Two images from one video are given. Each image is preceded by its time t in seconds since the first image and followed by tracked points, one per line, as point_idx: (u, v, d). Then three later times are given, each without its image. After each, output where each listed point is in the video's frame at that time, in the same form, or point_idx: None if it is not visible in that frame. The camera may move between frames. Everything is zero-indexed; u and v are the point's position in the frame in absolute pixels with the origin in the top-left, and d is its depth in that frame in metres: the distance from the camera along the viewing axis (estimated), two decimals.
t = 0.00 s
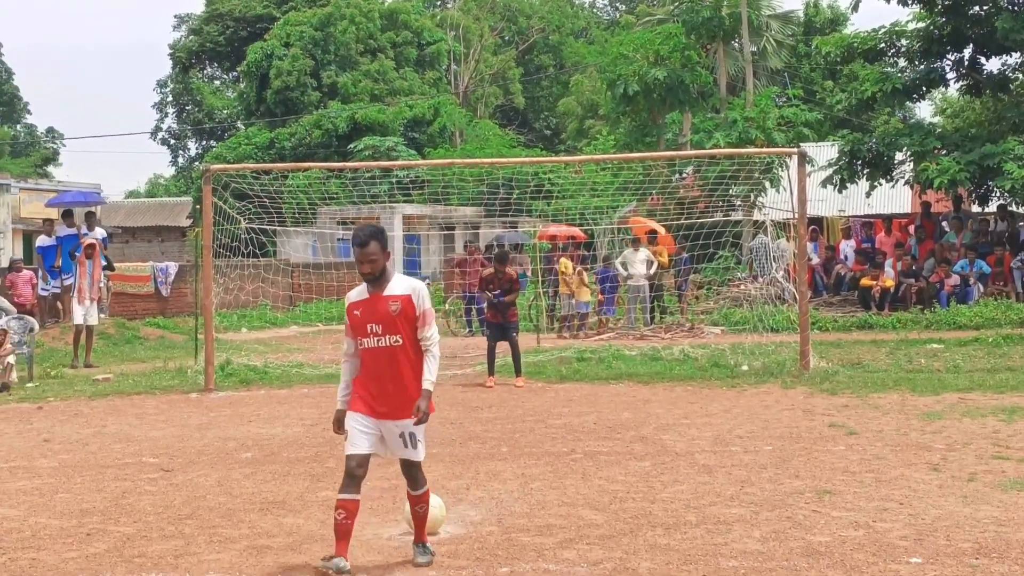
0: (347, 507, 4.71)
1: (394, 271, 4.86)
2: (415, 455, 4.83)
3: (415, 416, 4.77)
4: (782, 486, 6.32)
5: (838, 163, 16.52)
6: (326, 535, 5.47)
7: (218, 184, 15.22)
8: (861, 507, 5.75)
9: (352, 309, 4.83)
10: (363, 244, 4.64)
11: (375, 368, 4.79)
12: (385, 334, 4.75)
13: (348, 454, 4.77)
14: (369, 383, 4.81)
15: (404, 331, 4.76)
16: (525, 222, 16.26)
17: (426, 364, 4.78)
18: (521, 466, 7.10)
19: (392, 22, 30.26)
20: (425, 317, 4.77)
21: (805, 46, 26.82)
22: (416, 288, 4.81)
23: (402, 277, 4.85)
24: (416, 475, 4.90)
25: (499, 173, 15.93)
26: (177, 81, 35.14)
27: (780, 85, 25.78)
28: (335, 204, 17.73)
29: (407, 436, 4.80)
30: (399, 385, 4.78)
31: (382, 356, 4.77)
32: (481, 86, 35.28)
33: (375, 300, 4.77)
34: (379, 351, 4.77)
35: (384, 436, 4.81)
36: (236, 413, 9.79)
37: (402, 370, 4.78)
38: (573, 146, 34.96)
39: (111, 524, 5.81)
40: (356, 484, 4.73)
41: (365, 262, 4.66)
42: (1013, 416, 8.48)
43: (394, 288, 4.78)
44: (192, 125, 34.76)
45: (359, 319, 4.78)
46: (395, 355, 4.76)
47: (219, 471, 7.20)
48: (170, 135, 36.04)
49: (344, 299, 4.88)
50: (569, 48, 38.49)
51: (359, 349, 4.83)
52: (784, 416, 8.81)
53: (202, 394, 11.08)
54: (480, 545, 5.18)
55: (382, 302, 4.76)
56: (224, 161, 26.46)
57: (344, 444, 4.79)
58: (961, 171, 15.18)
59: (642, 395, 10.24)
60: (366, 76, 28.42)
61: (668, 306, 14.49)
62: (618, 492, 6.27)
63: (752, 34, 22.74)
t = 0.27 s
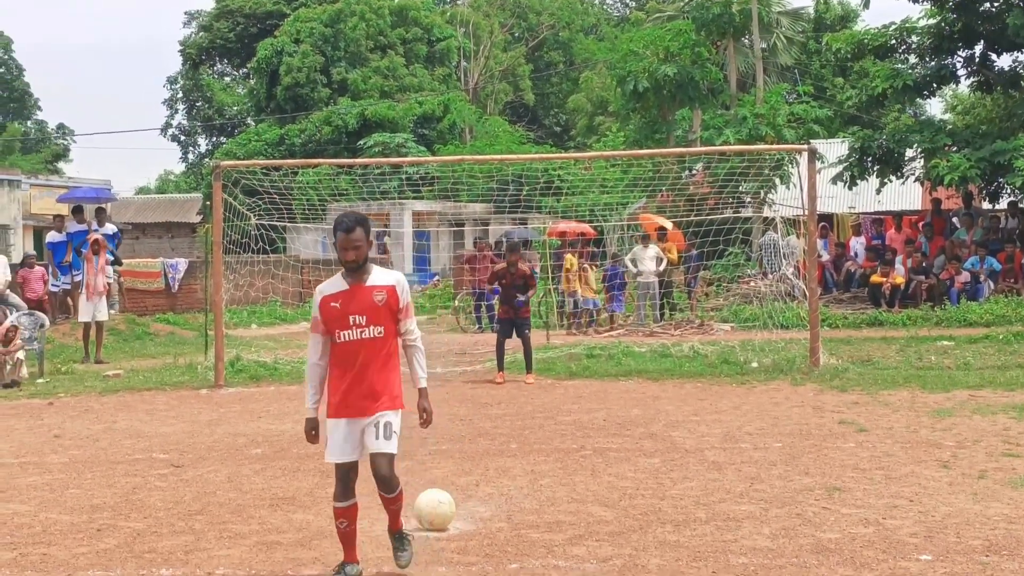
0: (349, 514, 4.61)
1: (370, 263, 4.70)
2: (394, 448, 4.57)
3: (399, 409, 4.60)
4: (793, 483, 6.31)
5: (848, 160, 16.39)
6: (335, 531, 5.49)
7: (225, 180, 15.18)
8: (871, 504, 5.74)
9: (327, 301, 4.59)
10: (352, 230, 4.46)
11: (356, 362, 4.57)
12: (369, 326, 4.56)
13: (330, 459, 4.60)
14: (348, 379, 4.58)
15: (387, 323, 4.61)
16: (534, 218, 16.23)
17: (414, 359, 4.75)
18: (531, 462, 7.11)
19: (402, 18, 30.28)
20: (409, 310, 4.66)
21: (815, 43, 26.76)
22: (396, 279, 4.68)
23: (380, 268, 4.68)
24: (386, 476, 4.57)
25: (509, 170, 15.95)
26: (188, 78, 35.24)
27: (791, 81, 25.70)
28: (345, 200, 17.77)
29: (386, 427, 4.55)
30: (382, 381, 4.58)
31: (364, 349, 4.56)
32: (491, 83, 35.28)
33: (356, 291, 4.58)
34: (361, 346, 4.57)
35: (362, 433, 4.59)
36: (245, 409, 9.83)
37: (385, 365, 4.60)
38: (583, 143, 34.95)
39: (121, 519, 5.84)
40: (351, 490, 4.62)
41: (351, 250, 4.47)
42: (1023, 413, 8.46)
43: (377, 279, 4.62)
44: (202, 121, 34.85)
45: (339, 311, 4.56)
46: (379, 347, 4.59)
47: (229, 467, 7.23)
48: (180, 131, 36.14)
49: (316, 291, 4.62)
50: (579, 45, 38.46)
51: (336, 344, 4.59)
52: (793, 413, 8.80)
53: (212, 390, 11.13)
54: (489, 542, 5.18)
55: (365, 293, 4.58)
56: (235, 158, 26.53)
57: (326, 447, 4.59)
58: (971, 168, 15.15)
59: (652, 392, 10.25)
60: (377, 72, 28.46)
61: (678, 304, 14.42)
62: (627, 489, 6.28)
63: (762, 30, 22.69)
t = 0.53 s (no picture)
0: (354, 507, 4.59)
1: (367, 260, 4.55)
2: (381, 453, 4.40)
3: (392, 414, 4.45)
4: (802, 471, 6.32)
5: (858, 149, 16.34)
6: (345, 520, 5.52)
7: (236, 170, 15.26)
8: (881, 493, 5.74)
9: (322, 297, 4.44)
10: (353, 225, 4.31)
11: (348, 362, 4.41)
12: (364, 326, 4.41)
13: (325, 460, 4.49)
14: (339, 379, 4.43)
15: (383, 324, 4.46)
16: (544, 207, 16.21)
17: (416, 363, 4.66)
18: (540, 451, 7.13)
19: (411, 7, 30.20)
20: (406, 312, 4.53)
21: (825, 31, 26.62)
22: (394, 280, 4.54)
23: (378, 267, 4.54)
24: (370, 476, 4.35)
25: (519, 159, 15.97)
26: (197, 67, 35.25)
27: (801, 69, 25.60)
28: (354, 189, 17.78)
29: (374, 431, 4.39)
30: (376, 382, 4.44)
31: (359, 348, 4.41)
32: (501, 72, 35.21)
33: (353, 289, 4.43)
34: (355, 345, 4.42)
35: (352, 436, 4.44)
36: (255, 398, 9.87)
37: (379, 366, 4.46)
38: (592, 132, 34.89)
39: (132, 507, 5.88)
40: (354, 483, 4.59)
41: (351, 245, 4.33)
42: None
43: (375, 278, 4.48)
44: (212, 111, 34.88)
45: (334, 309, 4.42)
46: (374, 348, 4.44)
47: (239, 455, 7.26)
48: (190, 120, 36.19)
49: (310, 286, 4.47)
50: (589, 34, 38.34)
51: (328, 342, 4.45)
52: (803, 402, 8.80)
53: (222, 379, 11.17)
54: (498, 531, 5.19)
55: (362, 292, 4.43)
56: (244, 147, 26.56)
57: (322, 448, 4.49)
58: (982, 156, 15.07)
59: (661, 380, 10.26)
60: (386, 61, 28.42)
61: (687, 292, 14.40)
62: (637, 477, 6.29)
63: (772, 17, 22.57)
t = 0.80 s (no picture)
0: (336, 509, 4.42)
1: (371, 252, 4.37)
2: (386, 453, 4.27)
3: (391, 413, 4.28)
4: (806, 469, 6.32)
5: (864, 146, 16.31)
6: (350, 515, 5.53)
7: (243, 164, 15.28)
8: (885, 491, 5.74)
9: (319, 288, 4.28)
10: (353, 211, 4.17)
11: (345, 357, 4.25)
12: (361, 320, 4.24)
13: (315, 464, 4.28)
14: (336, 375, 4.26)
15: (382, 319, 4.28)
16: (550, 203, 16.27)
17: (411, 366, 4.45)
18: (545, 447, 7.13)
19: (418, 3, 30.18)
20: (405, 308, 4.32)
21: (832, 28, 26.57)
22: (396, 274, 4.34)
23: (379, 260, 4.35)
24: (367, 479, 4.25)
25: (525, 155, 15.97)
26: (203, 62, 35.27)
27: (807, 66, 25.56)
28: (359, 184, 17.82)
29: (377, 432, 4.26)
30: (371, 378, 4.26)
31: (356, 343, 4.24)
32: (507, 67, 35.21)
33: (351, 281, 4.26)
34: (351, 339, 4.25)
35: (349, 434, 4.28)
36: (260, 393, 9.89)
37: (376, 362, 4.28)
38: (598, 128, 34.88)
39: (137, 501, 5.90)
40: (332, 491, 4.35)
41: (350, 234, 4.18)
42: None
43: (374, 270, 4.29)
44: (218, 105, 34.90)
45: (331, 301, 4.25)
46: (371, 345, 4.27)
47: (244, 450, 7.28)
48: (195, 115, 36.22)
49: (309, 277, 4.31)
50: (595, 30, 38.35)
51: (325, 335, 4.28)
52: (807, 399, 8.79)
53: (227, 374, 11.19)
54: (503, 526, 5.21)
55: (360, 284, 4.26)
56: (250, 142, 26.59)
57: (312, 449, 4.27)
58: (988, 154, 15.03)
59: (666, 377, 10.26)
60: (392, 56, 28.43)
61: (692, 289, 14.44)
62: (641, 474, 6.29)
63: (779, 14, 22.52)
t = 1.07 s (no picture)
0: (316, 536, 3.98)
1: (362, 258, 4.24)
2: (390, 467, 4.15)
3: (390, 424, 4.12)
4: (815, 470, 6.31)
5: (874, 147, 16.28)
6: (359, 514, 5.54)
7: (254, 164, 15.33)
8: (895, 492, 5.73)
9: (310, 298, 4.15)
10: (339, 214, 4.05)
11: (340, 367, 4.10)
12: (354, 328, 4.10)
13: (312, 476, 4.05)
14: (330, 386, 4.11)
15: (376, 326, 4.12)
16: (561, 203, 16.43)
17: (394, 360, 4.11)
18: (554, 447, 7.14)
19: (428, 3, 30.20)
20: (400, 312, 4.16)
21: (842, 29, 26.51)
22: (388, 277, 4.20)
23: (371, 263, 4.21)
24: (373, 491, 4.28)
25: (535, 156, 15.98)
26: (214, 62, 35.39)
27: (818, 68, 25.51)
28: (369, 184, 17.87)
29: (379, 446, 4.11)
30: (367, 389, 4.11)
31: (350, 351, 4.10)
32: (517, 68, 35.24)
33: (343, 288, 4.13)
34: (345, 348, 4.10)
35: (346, 448, 4.11)
36: (270, 392, 9.92)
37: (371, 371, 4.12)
38: (608, 129, 34.88)
39: (146, 501, 5.92)
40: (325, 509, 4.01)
41: (337, 238, 4.04)
42: None
43: (366, 275, 4.15)
44: (228, 105, 34.99)
45: (322, 310, 4.11)
46: (365, 352, 4.11)
47: (253, 450, 7.30)
48: (206, 114, 36.34)
49: (300, 287, 4.19)
50: (605, 31, 38.34)
51: (318, 345, 4.13)
52: (817, 401, 8.78)
53: (236, 373, 11.22)
54: (512, 526, 5.22)
55: (352, 290, 4.12)
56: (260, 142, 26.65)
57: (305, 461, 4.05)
58: (999, 156, 14.97)
59: (675, 378, 10.26)
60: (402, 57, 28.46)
61: (702, 290, 14.22)
62: (650, 475, 6.29)
63: (790, 15, 22.48)
